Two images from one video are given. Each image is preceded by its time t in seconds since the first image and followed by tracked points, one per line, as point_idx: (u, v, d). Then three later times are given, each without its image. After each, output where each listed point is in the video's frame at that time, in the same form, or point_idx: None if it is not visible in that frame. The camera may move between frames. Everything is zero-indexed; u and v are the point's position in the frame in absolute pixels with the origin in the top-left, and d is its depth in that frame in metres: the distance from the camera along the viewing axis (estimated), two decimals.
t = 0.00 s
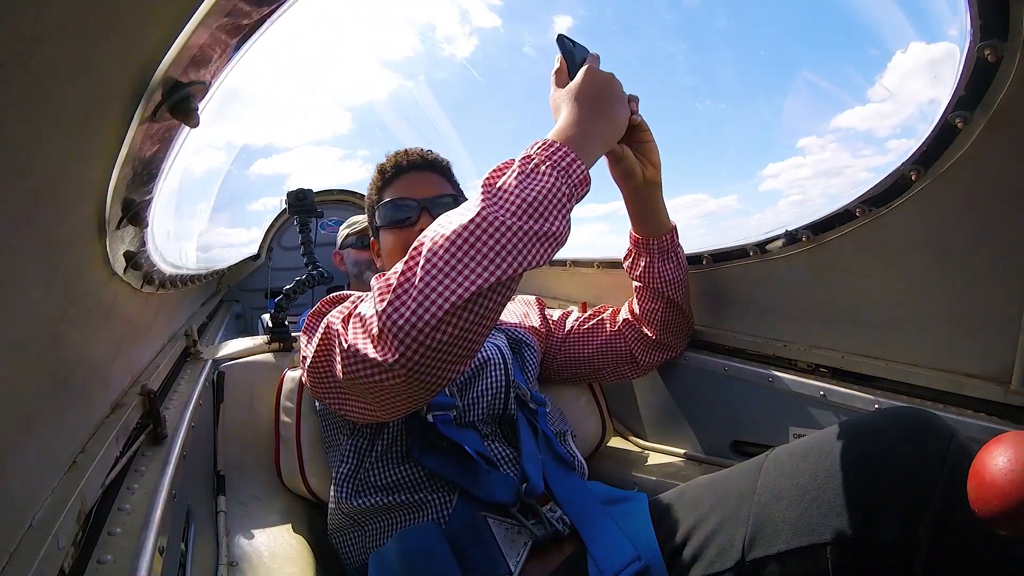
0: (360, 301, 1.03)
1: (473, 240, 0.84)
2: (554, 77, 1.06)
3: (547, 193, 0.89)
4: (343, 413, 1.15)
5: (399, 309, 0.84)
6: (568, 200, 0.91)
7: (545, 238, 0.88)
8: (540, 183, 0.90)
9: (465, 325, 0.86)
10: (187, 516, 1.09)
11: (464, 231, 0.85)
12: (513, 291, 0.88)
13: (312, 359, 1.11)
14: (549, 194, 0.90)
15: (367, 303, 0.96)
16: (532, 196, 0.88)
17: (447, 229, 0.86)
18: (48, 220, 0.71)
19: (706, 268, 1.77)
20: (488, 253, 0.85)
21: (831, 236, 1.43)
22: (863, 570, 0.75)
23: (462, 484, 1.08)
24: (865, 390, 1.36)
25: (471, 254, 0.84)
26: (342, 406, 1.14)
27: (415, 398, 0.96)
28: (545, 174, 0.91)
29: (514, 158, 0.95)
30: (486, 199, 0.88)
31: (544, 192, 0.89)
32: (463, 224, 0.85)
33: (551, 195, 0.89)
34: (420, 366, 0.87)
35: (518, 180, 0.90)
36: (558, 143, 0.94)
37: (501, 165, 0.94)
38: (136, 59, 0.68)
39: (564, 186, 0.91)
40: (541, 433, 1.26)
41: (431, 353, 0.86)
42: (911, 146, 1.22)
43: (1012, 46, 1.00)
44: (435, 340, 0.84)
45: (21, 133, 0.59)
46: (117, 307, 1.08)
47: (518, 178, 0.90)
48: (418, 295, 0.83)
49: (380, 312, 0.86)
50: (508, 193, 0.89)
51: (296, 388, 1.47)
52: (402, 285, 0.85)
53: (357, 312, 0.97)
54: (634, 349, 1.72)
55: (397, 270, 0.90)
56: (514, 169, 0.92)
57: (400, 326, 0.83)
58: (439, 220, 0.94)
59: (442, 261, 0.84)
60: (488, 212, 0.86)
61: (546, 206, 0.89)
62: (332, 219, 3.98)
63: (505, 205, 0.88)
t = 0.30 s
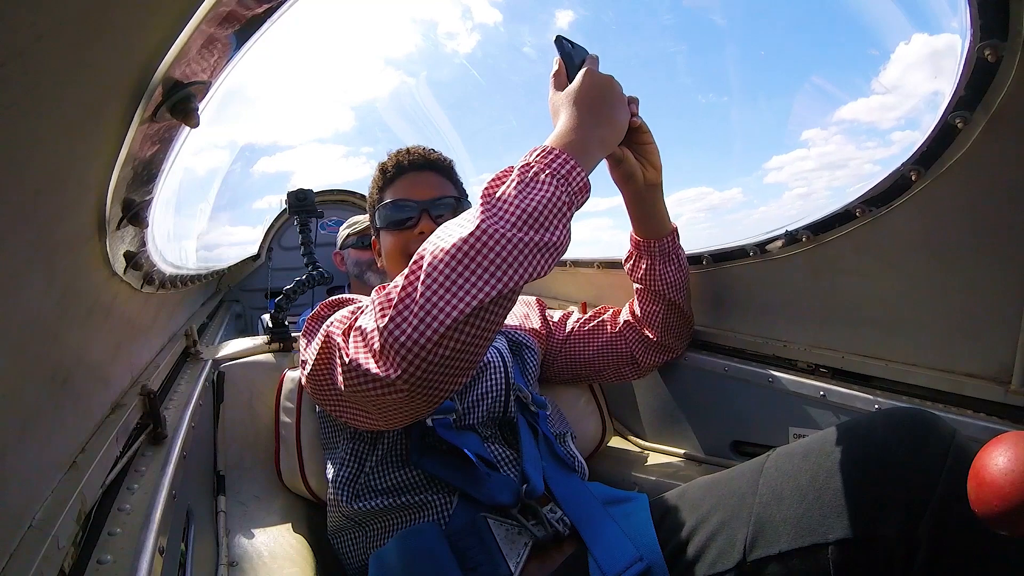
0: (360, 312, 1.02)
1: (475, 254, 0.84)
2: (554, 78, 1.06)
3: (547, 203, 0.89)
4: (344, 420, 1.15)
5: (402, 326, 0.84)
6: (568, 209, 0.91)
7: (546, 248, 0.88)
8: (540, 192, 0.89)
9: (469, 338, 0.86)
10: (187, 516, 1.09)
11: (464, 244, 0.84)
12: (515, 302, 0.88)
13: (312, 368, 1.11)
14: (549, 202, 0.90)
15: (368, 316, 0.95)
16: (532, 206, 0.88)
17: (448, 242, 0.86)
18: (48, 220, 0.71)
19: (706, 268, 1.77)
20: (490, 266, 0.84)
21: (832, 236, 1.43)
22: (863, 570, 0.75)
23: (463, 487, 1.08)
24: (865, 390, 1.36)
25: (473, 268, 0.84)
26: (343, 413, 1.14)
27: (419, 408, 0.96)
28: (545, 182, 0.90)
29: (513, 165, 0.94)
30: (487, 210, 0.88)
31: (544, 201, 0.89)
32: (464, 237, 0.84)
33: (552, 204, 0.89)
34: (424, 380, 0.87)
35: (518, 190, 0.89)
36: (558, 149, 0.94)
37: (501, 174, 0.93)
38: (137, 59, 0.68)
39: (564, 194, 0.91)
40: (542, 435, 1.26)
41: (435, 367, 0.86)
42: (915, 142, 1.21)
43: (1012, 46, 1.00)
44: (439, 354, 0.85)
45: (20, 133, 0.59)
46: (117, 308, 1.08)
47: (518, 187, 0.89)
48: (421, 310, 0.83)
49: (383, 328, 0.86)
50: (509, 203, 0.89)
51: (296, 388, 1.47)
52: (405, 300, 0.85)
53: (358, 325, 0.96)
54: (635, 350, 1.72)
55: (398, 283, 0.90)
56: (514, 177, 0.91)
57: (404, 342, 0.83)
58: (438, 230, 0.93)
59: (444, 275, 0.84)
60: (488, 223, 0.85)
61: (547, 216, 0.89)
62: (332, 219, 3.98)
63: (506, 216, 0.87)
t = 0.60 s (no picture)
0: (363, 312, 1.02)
1: (478, 253, 0.84)
2: (554, 78, 1.06)
3: (549, 202, 0.89)
4: (346, 420, 1.15)
5: (406, 325, 0.84)
6: (570, 207, 0.91)
7: (548, 247, 0.88)
8: (542, 191, 0.89)
9: (472, 338, 0.86)
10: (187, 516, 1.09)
11: (467, 244, 0.84)
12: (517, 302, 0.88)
13: (314, 368, 1.11)
14: (551, 201, 0.90)
15: (370, 315, 0.95)
16: (534, 205, 0.88)
17: (450, 241, 0.86)
18: (48, 220, 0.71)
19: (706, 268, 1.77)
20: (493, 265, 0.84)
21: (831, 236, 1.43)
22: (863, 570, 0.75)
23: (463, 487, 1.08)
24: (865, 390, 1.36)
25: (476, 267, 0.84)
26: (345, 413, 1.14)
27: (422, 408, 0.96)
28: (546, 181, 0.90)
29: (515, 164, 0.94)
30: (489, 209, 0.88)
31: (546, 200, 0.89)
32: (467, 236, 0.84)
33: (553, 203, 0.89)
34: (428, 380, 0.87)
35: (520, 188, 0.89)
36: (558, 149, 0.94)
37: (502, 173, 0.93)
38: (137, 59, 0.68)
39: (566, 193, 0.91)
40: (543, 435, 1.26)
41: (439, 366, 0.86)
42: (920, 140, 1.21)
43: (1012, 46, 1.00)
44: (443, 353, 0.85)
45: (20, 133, 0.59)
46: (117, 307, 1.08)
47: (520, 186, 0.89)
48: (425, 310, 0.83)
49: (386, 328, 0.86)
50: (510, 202, 0.89)
51: (296, 388, 1.47)
52: (408, 301, 0.85)
53: (361, 325, 0.96)
54: (635, 350, 1.72)
55: (400, 283, 0.90)
56: (515, 177, 0.91)
57: (408, 342, 0.83)
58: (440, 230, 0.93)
59: (447, 274, 0.84)
60: (491, 223, 0.85)
61: (549, 215, 0.88)
62: (332, 219, 3.98)
63: (507, 215, 0.87)
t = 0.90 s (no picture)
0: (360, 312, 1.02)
1: (476, 254, 0.84)
2: (554, 79, 1.06)
3: (547, 203, 0.89)
4: (344, 420, 1.15)
5: (403, 326, 0.84)
6: (568, 208, 0.91)
7: (546, 249, 0.88)
8: (540, 192, 0.89)
9: (469, 338, 0.86)
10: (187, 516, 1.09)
11: (465, 244, 0.84)
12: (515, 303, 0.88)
13: (312, 369, 1.11)
14: (548, 202, 0.90)
15: (368, 316, 0.95)
16: (532, 206, 0.88)
17: (448, 242, 0.86)
18: (48, 220, 0.71)
19: (706, 268, 1.77)
20: (491, 267, 0.84)
21: (831, 236, 1.43)
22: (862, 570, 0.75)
23: (463, 486, 1.08)
24: (865, 390, 1.36)
25: (474, 269, 0.84)
26: (342, 413, 1.14)
27: (419, 409, 0.96)
28: (545, 182, 0.90)
29: (512, 165, 0.94)
30: (487, 210, 0.88)
31: (544, 201, 0.89)
32: (464, 237, 0.84)
33: (551, 204, 0.89)
34: (425, 381, 0.87)
35: (518, 190, 0.89)
36: (557, 149, 0.94)
37: (500, 174, 0.93)
38: (137, 59, 0.68)
39: (564, 194, 0.91)
40: (543, 435, 1.26)
41: (436, 366, 0.86)
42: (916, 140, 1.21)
43: (1012, 46, 1.00)
44: (440, 353, 0.85)
45: (20, 134, 0.59)
46: (117, 307, 1.08)
47: (518, 187, 0.90)
48: (422, 311, 0.83)
49: (383, 328, 0.85)
50: (508, 203, 0.89)
51: (296, 388, 1.47)
52: (405, 301, 0.85)
53: (358, 326, 0.96)
54: (635, 350, 1.72)
55: (398, 284, 0.90)
56: (513, 177, 0.91)
57: (405, 342, 0.83)
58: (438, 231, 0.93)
59: (444, 275, 0.84)
60: (488, 223, 0.85)
61: (547, 216, 0.89)
62: (332, 219, 3.98)
63: (505, 215, 0.87)
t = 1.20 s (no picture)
0: (361, 310, 1.02)
1: (476, 251, 0.84)
2: (553, 79, 1.06)
3: (547, 200, 0.89)
4: (344, 419, 1.15)
5: (404, 324, 0.84)
6: (568, 206, 0.91)
7: (546, 246, 0.88)
8: (540, 189, 0.89)
9: (470, 335, 0.86)
10: (187, 516, 1.09)
11: (465, 241, 0.84)
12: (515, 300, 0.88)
13: (313, 368, 1.11)
14: (548, 200, 0.90)
15: (369, 314, 0.95)
16: (532, 203, 0.88)
17: (449, 239, 0.86)
18: (48, 220, 0.71)
19: (706, 268, 1.77)
20: (491, 263, 0.84)
21: (831, 236, 1.43)
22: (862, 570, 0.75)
23: (463, 486, 1.08)
24: (865, 390, 1.36)
25: (474, 265, 0.84)
26: (343, 411, 1.14)
27: (421, 406, 0.96)
28: (545, 180, 0.90)
29: (513, 163, 0.94)
30: (487, 207, 0.88)
31: (544, 199, 0.89)
32: (465, 234, 0.84)
33: (551, 201, 0.89)
34: (426, 378, 0.87)
35: (518, 187, 0.89)
36: (557, 148, 0.94)
37: (500, 172, 0.93)
38: (137, 59, 0.68)
39: (564, 191, 0.91)
40: (543, 435, 1.26)
41: (437, 364, 0.86)
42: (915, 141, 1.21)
43: (1012, 46, 1.00)
44: (441, 350, 0.85)
45: (20, 134, 0.59)
46: (116, 307, 1.08)
47: (518, 185, 0.89)
48: (423, 308, 0.83)
49: (384, 325, 0.85)
50: (509, 200, 0.89)
51: (296, 388, 1.47)
52: (406, 298, 0.85)
53: (359, 324, 0.96)
54: (635, 350, 1.72)
55: (399, 281, 0.90)
56: (513, 175, 0.91)
57: (407, 339, 0.83)
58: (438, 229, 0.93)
59: (445, 272, 0.84)
60: (489, 221, 0.85)
61: (547, 213, 0.89)
62: (332, 219, 3.99)
63: (506, 213, 0.87)
